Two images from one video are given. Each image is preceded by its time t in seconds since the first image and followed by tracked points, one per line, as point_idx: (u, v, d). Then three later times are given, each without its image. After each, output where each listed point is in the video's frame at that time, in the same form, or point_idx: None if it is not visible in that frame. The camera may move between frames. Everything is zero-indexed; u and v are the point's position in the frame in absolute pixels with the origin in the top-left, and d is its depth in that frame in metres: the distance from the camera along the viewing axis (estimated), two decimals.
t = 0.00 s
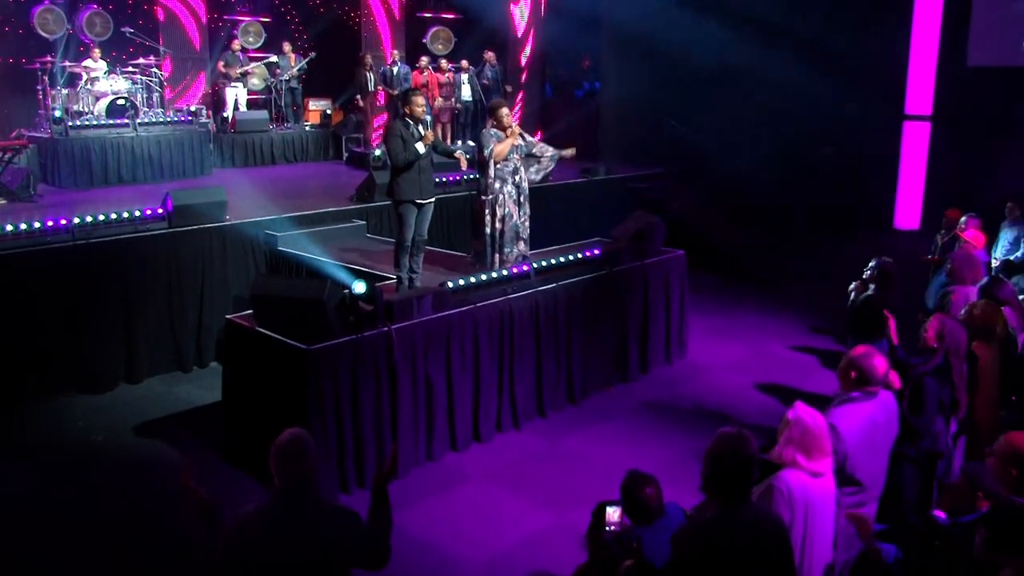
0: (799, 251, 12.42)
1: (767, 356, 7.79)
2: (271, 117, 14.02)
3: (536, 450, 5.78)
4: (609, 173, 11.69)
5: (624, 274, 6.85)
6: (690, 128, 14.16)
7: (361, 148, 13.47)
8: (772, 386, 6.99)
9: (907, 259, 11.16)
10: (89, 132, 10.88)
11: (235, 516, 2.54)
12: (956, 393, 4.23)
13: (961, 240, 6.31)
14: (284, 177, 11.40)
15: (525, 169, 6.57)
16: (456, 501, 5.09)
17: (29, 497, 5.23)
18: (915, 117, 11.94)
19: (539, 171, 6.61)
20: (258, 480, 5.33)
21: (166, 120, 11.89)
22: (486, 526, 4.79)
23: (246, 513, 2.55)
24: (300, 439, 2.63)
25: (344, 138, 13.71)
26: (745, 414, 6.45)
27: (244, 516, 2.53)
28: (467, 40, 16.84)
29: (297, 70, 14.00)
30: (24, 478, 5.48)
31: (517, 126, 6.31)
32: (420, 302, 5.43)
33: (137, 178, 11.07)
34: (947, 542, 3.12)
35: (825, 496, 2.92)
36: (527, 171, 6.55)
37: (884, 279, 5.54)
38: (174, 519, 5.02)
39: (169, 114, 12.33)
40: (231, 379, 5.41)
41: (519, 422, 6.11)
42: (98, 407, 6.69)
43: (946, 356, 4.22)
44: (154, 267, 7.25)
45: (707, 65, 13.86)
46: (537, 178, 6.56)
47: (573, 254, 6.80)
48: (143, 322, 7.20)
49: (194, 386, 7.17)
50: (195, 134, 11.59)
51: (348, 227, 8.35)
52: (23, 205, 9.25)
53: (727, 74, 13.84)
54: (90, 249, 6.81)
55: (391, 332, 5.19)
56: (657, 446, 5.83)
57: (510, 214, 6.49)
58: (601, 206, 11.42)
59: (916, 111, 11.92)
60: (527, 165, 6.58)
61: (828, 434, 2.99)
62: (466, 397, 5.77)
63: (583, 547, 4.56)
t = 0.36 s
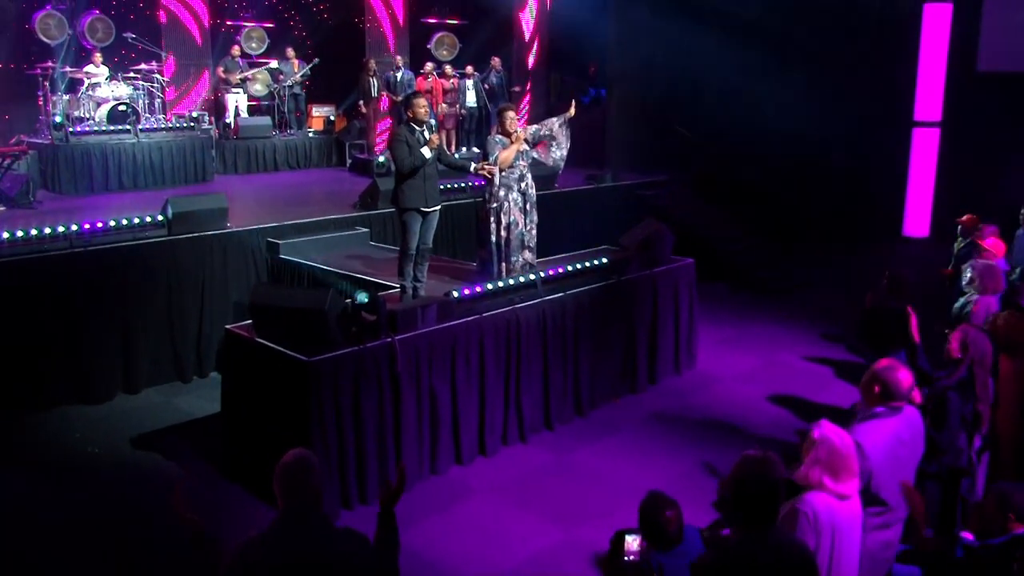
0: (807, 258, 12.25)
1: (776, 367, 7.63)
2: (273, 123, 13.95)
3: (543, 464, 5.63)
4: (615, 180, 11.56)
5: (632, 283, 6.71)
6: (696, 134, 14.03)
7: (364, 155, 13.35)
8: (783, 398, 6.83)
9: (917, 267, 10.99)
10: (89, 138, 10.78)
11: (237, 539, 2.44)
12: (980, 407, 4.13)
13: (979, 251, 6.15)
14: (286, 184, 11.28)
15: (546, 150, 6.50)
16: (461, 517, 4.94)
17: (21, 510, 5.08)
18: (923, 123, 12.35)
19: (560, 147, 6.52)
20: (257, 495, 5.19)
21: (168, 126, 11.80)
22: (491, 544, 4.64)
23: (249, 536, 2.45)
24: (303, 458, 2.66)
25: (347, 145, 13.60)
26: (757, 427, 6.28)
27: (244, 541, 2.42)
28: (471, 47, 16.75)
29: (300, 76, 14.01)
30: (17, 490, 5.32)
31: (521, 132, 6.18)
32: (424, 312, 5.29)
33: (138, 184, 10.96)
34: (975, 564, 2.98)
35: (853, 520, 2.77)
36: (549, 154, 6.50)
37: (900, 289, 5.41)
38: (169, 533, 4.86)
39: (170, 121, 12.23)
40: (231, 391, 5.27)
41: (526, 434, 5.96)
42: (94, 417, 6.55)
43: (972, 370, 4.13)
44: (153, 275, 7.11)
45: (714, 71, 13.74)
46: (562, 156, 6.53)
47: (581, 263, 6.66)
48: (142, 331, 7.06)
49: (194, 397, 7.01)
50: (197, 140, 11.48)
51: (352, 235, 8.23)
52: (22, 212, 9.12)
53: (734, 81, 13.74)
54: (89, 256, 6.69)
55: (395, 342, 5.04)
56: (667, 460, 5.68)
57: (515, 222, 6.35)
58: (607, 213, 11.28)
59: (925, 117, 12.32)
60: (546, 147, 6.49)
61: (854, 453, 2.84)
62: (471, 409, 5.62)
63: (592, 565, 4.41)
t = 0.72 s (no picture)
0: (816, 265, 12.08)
1: (787, 378, 7.48)
2: (276, 129, 13.87)
3: (550, 479, 5.48)
4: (621, 187, 11.42)
5: (641, 292, 6.56)
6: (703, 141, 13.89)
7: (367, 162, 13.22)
8: (796, 410, 6.67)
9: (927, 275, 10.84)
10: (89, 145, 10.66)
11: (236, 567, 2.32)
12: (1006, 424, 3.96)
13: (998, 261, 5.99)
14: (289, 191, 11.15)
15: (551, 156, 6.37)
16: (466, 534, 4.79)
17: (13, 525, 4.94)
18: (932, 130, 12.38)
19: (565, 151, 6.37)
20: (255, 511, 5.03)
21: (170, 132, 11.69)
22: (496, 563, 4.48)
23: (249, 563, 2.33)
24: (307, 482, 2.55)
25: (351, 152, 13.47)
26: (769, 440, 6.13)
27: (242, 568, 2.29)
28: (476, 53, 16.62)
29: (303, 82, 13.92)
30: (10, 505, 5.17)
31: (526, 137, 6.06)
32: (428, 323, 5.15)
33: (139, 191, 10.83)
34: None
35: (882, 546, 2.60)
36: (554, 158, 6.35)
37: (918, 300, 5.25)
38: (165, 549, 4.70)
39: (172, 127, 12.11)
40: (231, 405, 5.13)
41: (532, 448, 5.81)
42: (90, 430, 6.39)
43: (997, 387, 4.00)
44: (152, 284, 6.97)
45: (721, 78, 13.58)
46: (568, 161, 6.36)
47: (589, 272, 6.52)
48: (140, 340, 6.92)
49: (193, 408, 6.87)
50: (199, 147, 11.35)
51: (355, 243, 8.09)
52: (21, 219, 8.99)
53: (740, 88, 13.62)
54: (87, 265, 6.57)
55: (399, 355, 4.90)
56: (677, 474, 5.53)
57: (520, 230, 6.21)
58: (614, 221, 11.14)
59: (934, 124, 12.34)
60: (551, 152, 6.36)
61: (884, 476, 2.68)
62: (476, 422, 5.47)
63: None
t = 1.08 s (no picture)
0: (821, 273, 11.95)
1: (794, 389, 7.35)
2: (274, 137, 13.78)
3: (555, 495, 5.34)
4: (623, 196, 11.30)
5: (647, 303, 6.43)
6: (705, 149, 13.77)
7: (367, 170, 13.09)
8: (804, 423, 6.54)
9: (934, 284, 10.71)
10: (86, 153, 10.54)
11: None
12: None
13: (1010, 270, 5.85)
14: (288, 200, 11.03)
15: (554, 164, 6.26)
16: (468, 551, 4.64)
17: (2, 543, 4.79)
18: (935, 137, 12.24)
19: (569, 159, 6.23)
20: (252, 529, 4.89)
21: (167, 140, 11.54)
22: None
23: None
24: (308, 510, 2.42)
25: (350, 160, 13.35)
26: (777, 453, 6.00)
27: None
28: (476, 60, 16.54)
29: (302, 89, 13.84)
30: None
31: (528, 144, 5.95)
32: (429, 335, 5.01)
33: (135, 199, 10.70)
34: None
35: (911, 573, 2.48)
36: (556, 167, 6.23)
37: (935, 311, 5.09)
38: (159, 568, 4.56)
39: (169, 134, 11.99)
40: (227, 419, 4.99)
41: (536, 463, 5.67)
42: (82, 444, 6.23)
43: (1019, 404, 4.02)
44: (147, 294, 6.84)
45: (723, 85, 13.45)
46: (571, 169, 6.22)
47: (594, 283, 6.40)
48: (134, 352, 6.78)
49: (190, 421, 6.72)
50: (197, 154, 11.23)
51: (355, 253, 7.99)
52: (16, 228, 8.86)
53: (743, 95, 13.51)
54: (80, 274, 6.43)
55: (399, 368, 4.76)
56: (685, 488, 5.40)
57: (524, 239, 6.08)
58: (616, 229, 11.02)
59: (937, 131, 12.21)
60: (553, 160, 6.25)
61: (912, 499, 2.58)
62: (479, 436, 5.33)
63: None
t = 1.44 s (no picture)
0: (822, 282, 11.82)
1: (797, 400, 7.21)
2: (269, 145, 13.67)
3: (556, 511, 5.19)
4: (623, 204, 11.16)
5: (649, 313, 6.30)
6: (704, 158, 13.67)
7: (363, 178, 12.95)
8: (808, 435, 6.42)
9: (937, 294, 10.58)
10: (78, 161, 10.38)
11: None
12: None
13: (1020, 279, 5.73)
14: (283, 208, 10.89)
15: (551, 172, 6.10)
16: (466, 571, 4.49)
17: None
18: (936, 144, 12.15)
19: (567, 167, 6.11)
20: (244, 549, 4.73)
21: (160, 148, 11.37)
22: None
23: None
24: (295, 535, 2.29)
25: (345, 168, 13.20)
26: (782, 466, 5.86)
27: None
28: (474, 68, 16.45)
29: (298, 97, 13.68)
30: None
31: (531, 151, 5.81)
32: (428, 347, 4.88)
33: (128, 208, 10.55)
34: None
35: None
36: (555, 174, 6.08)
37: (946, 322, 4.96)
38: None
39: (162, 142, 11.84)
40: (219, 434, 4.85)
41: (537, 478, 5.53)
42: (70, 459, 6.07)
43: None
44: (138, 305, 6.69)
45: (721, 92, 13.34)
46: (569, 177, 6.10)
47: (595, 293, 6.26)
48: (124, 363, 6.63)
49: (182, 435, 6.57)
50: (190, 162, 11.08)
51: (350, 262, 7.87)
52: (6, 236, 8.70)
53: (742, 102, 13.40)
54: (70, 285, 6.28)
55: (397, 381, 4.63)
56: (689, 504, 5.25)
57: (523, 248, 5.94)
58: (616, 238, 10.88)
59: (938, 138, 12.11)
60: (551, 167, 6.09)
61: (940, 523, 2.54)
62: (478, 451, 5.19)
63: None
